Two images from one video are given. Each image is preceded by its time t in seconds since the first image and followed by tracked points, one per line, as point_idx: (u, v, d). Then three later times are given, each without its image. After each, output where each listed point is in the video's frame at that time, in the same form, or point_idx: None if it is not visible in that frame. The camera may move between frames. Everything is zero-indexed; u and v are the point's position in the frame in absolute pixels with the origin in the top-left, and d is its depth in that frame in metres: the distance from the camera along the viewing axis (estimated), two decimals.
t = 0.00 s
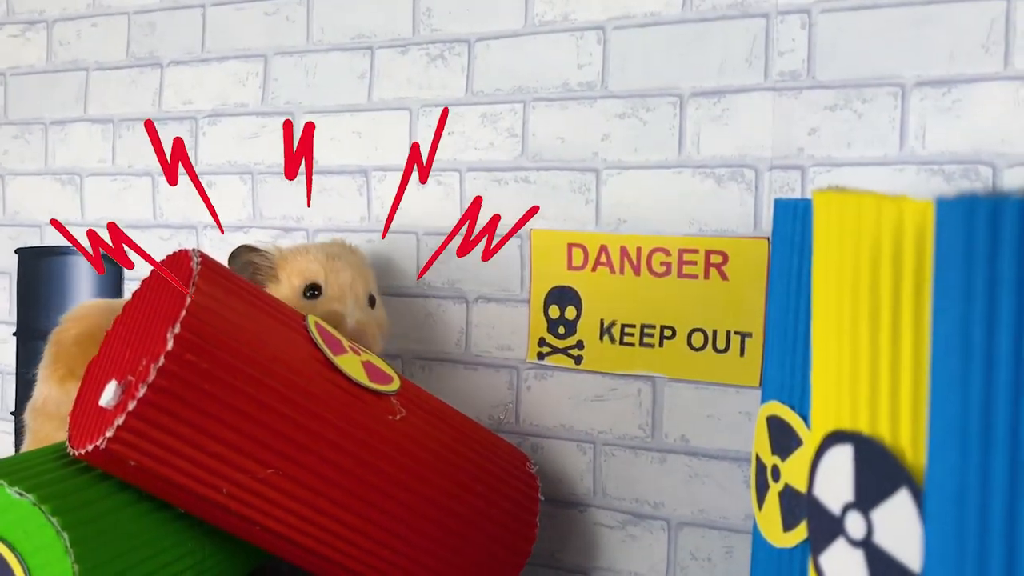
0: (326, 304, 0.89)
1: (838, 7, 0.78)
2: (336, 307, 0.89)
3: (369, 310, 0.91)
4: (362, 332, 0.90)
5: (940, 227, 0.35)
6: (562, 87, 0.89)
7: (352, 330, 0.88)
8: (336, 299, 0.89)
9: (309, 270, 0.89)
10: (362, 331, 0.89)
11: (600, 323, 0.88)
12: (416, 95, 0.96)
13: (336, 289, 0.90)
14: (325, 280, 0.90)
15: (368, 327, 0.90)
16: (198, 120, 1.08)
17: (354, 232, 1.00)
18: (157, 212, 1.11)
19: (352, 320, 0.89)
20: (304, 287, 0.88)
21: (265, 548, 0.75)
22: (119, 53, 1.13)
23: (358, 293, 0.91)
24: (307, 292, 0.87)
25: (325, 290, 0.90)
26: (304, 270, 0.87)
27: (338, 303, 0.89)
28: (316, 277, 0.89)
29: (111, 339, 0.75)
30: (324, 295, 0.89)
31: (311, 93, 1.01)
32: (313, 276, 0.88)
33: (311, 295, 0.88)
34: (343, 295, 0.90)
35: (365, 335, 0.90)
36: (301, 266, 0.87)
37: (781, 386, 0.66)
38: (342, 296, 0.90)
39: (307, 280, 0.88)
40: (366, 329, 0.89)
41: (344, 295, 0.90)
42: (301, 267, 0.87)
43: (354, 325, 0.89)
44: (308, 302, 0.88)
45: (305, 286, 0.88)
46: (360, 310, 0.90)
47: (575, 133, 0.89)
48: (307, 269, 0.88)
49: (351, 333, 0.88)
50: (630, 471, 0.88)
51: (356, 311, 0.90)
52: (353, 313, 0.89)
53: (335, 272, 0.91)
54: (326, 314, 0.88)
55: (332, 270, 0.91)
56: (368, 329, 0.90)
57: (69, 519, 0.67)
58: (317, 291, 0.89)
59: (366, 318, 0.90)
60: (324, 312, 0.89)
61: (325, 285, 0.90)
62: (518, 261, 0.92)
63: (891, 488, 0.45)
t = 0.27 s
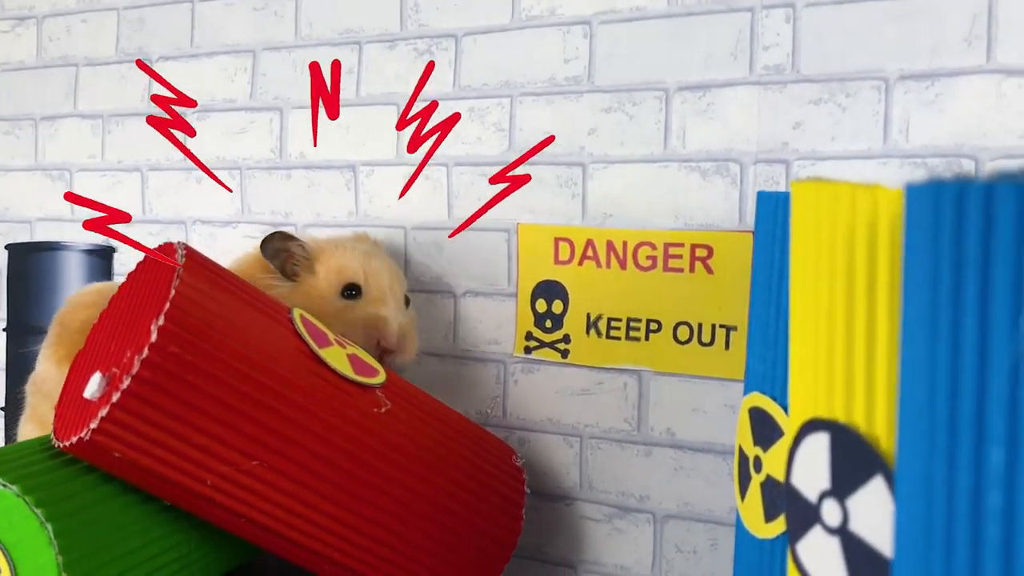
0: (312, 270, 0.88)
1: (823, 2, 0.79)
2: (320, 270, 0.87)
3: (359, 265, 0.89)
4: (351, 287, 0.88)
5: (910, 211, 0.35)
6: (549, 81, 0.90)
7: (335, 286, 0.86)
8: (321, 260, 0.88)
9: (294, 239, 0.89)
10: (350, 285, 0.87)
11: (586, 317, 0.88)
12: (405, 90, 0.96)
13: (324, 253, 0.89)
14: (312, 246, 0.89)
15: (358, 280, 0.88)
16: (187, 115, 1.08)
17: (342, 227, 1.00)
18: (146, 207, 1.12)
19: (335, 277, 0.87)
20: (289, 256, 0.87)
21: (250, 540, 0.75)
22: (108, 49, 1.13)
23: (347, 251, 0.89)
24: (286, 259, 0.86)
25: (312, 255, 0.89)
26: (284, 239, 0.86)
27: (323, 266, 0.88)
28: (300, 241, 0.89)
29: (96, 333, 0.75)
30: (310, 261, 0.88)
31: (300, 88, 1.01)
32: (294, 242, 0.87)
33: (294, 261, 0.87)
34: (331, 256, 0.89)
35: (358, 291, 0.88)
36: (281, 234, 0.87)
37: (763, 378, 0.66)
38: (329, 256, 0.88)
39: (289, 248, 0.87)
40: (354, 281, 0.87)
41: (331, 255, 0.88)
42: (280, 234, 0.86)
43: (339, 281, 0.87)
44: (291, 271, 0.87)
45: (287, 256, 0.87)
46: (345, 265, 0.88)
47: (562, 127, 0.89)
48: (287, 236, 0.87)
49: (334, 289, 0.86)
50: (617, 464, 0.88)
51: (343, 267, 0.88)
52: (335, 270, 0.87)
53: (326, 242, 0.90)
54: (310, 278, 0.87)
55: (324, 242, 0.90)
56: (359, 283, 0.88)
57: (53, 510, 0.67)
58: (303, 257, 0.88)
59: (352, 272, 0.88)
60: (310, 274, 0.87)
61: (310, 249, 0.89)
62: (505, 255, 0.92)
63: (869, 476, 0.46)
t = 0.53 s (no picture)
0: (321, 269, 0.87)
1: None
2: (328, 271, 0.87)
3: (370, 272, 0.89)
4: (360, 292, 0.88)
5: (885, 181, 0.35)
6: (536, 69, 0.90)
7: (347, 293, 0.87)
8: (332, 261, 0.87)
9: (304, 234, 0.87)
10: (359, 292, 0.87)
11: (573, 305, 0.88)
12: (392, 78, 0.96)
13: (334, 253, 0.88)
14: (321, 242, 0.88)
15: (368, 287, 0.88)
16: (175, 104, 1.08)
17: (330, 215, 1.00)
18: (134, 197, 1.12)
19: (344, 282, 0.87)
20: (299, 252, 0.86)
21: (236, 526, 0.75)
22: (95, 38, 1.13)
23: (358, 255, 0.89)
24: (295, 256, 0.85)
25: (321, 253, 0.88)
26: (293, 234, 0.85)
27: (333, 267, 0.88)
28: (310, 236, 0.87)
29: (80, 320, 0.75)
30: (318, 259, 0.87)
31: (288, 77, 1.01)
32: (305, 237, 0.86)
33: (303, 258, 0.87)
34: (340, 257, 0.88)
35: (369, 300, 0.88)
36: (291, 230, 0.85)
37: (746, 361, 0.66)
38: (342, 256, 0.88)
39: (299, 245, 0.86)
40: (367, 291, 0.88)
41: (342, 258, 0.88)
42: (289, 228, 0.85)
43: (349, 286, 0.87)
44: (300, 266, 0.86)
45: (297, 251, 0.86)
46: (359, 272, 0.88)
47: (548, 115, 0.89)
48: (298, 232, 0.86)
49: (348, 296, 0.87)
50: (603, 451, 0.89)
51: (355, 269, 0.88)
52: (346, 275, 0.87)
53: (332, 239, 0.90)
54: (320, 278, 0.86)
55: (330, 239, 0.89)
56: (369, 291, 0.88)
57: (36, 494, 0.67)
58: (311, 253, 0.87)
59: (363, 279, 0.88)
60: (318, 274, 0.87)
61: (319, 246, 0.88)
62: (492, 243, 0.92)
63: (846, 453, 0.45)
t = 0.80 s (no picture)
0: (334, 248, 0.88)
1: None
2: (341, 249, 0.88)
3: (381, 254, 0.89)
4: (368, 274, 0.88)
5: (857, 168, 0.36)
6: (525, 62, 0.90)
7: (354, 273, 0.87)
8: (345, 241, 0.88)
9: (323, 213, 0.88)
10: (367, 273, 0.88)
11: (562, 296, 0.89)
12: (383, 72, 0.97)
13: (348, 233, 0.89)
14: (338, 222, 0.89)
15: (376, 270, 0.88)
16: (167, 98, 1.09)
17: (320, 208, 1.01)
18: (127, 191, 1.12)
19: (354, 262, 0.87)
20: (314, 229, 0.87)
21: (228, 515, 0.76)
22: (88, 33, 1.14)
23: (372, 237, 0.89)
24: (309, 231, 0.86)
25: (337, 232, 0.89)
26: (312, 210, 0.86)
27: (345, 246, 0.88)
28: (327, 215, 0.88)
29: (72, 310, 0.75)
30: (333, 238, 0.88)
31: (280, 71, 1.02)
32: (323, 215, 0.87)
33: (318, 234, 0.87)
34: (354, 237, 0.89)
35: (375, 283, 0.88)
36: (309, 205, 0.86)
37: (731, 350, 0.67)
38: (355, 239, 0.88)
39: (315, 222, 0.87)
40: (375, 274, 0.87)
41: (356, 238, 0.88)
42: (308, 204, 0.86)
43: (359, 267, 0.88)
44: (314, 243, 0.87)
45: (312, 229, 0.87)
46: (370, 253, 0.88)
47: (537, 108, 0.90)
48: (316, 208, 0.87)
49: (354, 276, 0.87)
50: (592, 441, 0.90)
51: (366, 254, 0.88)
52: (356, 255, 0.87)
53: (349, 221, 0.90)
54: (331, 255, 0.87)
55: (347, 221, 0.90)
56: (376, 273, 0.88)
57: (29, 484, 0.68)
58: (326, 232, 0.88)
59: (373, 261, 0.88)
60: (329, 252, 0.87)
61: (335, 226, 0.88)
62: (482, 236, 0.93)
63: (824, 436, 0.46)
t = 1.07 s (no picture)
0: (374, 256, 0.88)
1: None
2: (382, 259, 0.88)
3: (420, 270, 0.90)
4: (407, 289, 0.89)
5: (841, 164, 0.38)
6: (521, 61, 0.91)
7: (393, 286, 0.88)
8: (387, 253, 0.89)
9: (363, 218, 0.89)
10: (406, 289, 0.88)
11: (557, 292, 0.90)
12: (380, 70, 0.98)
13: (388, 244, 0.89)
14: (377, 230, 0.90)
15: (414, 286, 0.89)
16: (166, 95, 1.10)
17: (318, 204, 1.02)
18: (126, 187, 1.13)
19: (393, 274, 0.88)
20: (354, 234, 0.88)
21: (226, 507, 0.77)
22: (88, 30, 1.15)
23: (412, 250, 0.90)
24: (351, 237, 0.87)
25: (378, 240, 0.89)
26: (353, 215, 0.87)
27: (386, 256, 0.89)
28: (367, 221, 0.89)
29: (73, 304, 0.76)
30: (373, 246, 0.89)
31: (278, 69, 1.03)
32: (364, 223, 0.88)
33: (358, 241, 0.88)
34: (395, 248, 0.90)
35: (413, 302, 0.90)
36: (351, 212, 0.87)
37: (722, 344, 0.68)
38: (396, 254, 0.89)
39: (356, 229, 0.88)
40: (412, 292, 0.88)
41: (398, 249, 0.89)
42: (349, 210, 0.87)
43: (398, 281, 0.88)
44: (353, 249, 0.88)
45: (352, 233, 0.88)
46: (411, 268, 0.89)
47: (532, 105, 0.91)
48: (358, 215, 0.87)
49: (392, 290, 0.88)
50: (587, 435, 0.91)
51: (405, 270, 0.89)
52: (396, 268, 0.88)
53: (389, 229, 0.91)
54: (370, 265, 0.88)
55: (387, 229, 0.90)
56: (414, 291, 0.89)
57: (30, 474, 0.69)
58: (366, 239, 0.88)
59: (413, 277, 0.89)
60: (370, 261, 0.88)
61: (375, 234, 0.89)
62: (478, 232, 0.94)
63: (811, 428, 0.47)
